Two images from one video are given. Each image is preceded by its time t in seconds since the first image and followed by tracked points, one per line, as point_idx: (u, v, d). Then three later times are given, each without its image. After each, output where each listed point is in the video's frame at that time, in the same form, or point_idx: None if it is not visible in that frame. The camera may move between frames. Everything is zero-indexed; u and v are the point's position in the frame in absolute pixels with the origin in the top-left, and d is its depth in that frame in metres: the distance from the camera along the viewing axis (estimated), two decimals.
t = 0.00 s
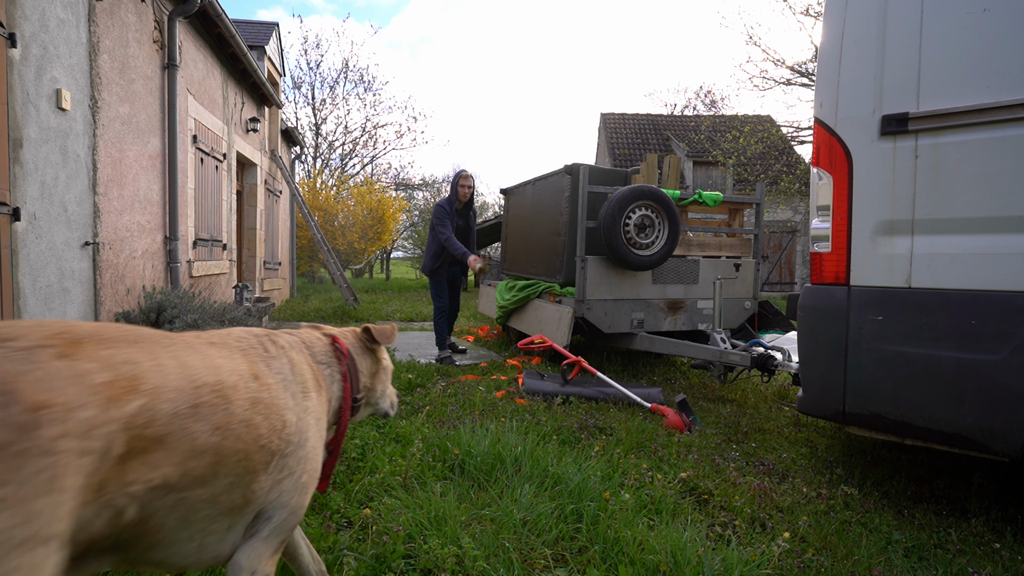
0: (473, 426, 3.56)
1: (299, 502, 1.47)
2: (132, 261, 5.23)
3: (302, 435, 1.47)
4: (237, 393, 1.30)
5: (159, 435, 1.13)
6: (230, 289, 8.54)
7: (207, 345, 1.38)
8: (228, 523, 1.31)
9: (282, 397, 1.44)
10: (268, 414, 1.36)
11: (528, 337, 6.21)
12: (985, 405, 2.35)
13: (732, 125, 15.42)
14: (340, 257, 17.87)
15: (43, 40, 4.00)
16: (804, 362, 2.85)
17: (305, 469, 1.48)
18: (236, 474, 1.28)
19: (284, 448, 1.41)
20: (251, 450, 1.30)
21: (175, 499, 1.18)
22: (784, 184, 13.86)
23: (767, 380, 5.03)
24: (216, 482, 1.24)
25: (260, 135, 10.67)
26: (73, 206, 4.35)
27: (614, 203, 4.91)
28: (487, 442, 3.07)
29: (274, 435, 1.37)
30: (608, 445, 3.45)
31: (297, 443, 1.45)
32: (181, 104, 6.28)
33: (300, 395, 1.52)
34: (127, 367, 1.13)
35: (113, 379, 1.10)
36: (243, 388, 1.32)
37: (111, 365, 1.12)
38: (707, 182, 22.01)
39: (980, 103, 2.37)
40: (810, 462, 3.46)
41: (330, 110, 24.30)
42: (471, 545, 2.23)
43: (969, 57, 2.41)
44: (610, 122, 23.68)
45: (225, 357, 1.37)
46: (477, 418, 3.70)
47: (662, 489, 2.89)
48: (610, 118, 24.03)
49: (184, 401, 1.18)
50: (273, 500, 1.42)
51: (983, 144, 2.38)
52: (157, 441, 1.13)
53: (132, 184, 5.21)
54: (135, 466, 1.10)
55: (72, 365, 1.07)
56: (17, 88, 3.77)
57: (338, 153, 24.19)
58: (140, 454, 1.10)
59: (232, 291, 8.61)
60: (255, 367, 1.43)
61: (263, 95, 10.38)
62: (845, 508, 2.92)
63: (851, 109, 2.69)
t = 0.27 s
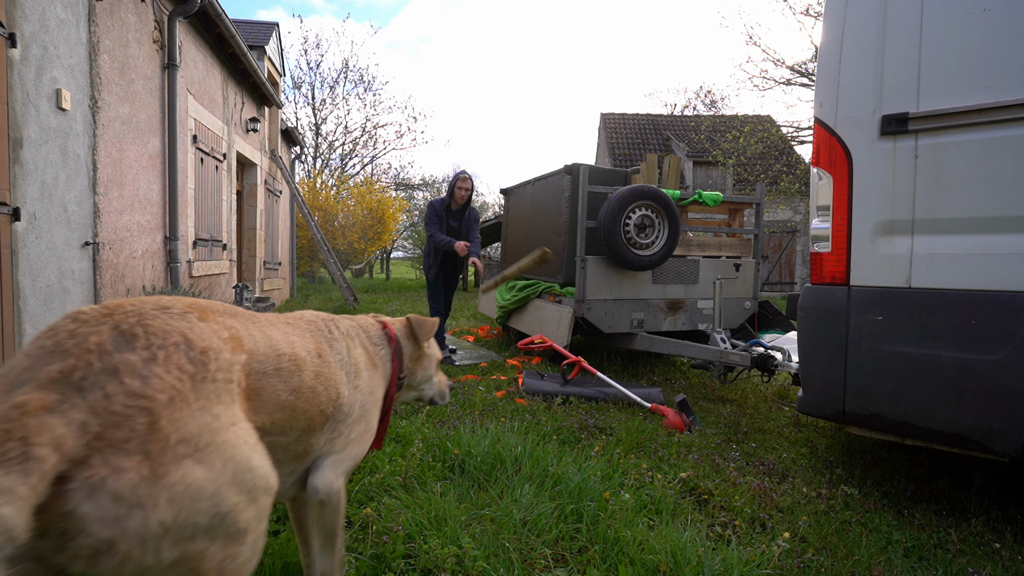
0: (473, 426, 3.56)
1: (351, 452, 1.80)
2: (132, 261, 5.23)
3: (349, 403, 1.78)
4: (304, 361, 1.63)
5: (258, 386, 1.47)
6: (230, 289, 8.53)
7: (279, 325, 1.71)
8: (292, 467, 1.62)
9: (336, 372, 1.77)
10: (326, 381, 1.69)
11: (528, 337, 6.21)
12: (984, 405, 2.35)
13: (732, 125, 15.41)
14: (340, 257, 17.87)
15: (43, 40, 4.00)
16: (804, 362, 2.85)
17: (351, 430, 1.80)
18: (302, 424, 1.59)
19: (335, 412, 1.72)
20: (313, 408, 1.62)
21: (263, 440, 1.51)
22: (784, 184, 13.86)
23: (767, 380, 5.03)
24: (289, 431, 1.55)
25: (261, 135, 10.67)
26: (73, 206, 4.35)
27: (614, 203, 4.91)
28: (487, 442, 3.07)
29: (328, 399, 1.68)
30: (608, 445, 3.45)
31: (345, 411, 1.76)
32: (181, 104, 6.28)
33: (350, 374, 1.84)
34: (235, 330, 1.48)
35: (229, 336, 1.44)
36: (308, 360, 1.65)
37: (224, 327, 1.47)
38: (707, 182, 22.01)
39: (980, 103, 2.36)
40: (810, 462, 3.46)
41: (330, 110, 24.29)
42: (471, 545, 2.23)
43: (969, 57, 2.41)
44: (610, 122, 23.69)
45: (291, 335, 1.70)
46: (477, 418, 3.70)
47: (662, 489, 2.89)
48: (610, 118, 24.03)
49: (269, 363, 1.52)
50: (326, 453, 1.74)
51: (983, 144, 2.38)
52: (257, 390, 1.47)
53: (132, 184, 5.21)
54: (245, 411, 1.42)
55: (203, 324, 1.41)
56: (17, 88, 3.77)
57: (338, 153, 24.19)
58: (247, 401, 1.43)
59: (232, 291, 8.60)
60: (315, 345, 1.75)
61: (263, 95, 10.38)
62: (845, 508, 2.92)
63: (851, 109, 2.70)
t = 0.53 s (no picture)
0: (473, 426, 3.56)
1: (407, 424, 1.98)
2: (132, 261, 5.23)
3: (395, 379, 1.97)
4: (352, 346, 1.83)
5: (311, 374, 1.69)
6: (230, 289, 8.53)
7: (331, 313, 1.91)
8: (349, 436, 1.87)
9: (380, 350, 1.94)
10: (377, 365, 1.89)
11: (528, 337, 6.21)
12: (984, 405, 2.35)
13: (732, 125, 15.41)
14: (340, 257, 17.87)
15: (43, 40, 4.00)
16: (804, 362, 2.86)
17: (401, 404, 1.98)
18: (352, 401, 1.82)
19: (382, 388, 1.91)
20: (361, 387, 1.83)
21: (321, 416, 1.76)
22: (784, 184, 13.85)
23: (767, 380, 5.03)
24: (344, 405, 1.79)
25: (260, 135, 10.67)
26: (73, 206, 4.35)
27: (614, 203, 4.91)
28: (487, 442, 3.07)
29: (376, 377, 1.88)
30: (608, 445, 3.45)
31: (392, 389, 1.95)
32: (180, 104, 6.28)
33: (394, 352, 2.00)
34: (290, 330, 1.68)
35: (285, 339, 1.64)
36: (356, 344, 1.85)
37: (281, 329, 1.67)
38: (707, 182, 22.02)
39: (979, 103, 2.37)
40: (810, 462, 3.46)
41: (330, 110, 24.29)
42: (470, 544, 2.21)
43: (969, 56, 2.41)
44: (610, 122, 23.69)
45: (340, 321, 1.90)
46: (477, 418, 3.70)
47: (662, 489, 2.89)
48: (610, 118, 24.03)
49: (325, 353, 1.74)
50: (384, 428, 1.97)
51: (983, 144, 2.38)
52: (313, 378, 1.69)
53: (132, 184, 5.21)
54: (302, 393, 1.66)
55: (261, 329, 1.61)
56: (17, 88, 3.78)
57: (338, 153, 24.18)
58: (303, 387, 1.66)
59: (232, 291, 8.60)
60: (362, 329, 1.94)
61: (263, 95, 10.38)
62: (845, 508, 2.92)
63: (851, 109, 2.70)
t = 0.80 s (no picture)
0: (473, 426, 3.57)
1: (447, 428, 2.15)
2: (132, 261, 5.23)
3: (436, 384, 2.12)
4: (394, 351, 1.96)
5: (351, 375, 1.82)
6: (230, 289, 8.52)
7: (375, 318, 2.04)
8: (396, 435, 2.02)
9: (423, 357, 2.09)
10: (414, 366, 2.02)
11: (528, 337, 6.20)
12: (984, 405, 2.35)
13: (732, 125, 15.42)
14: (340, 257, 17.86)
15: (43, 40, 4.00)
16: (804, 362, 2.86)
17: (442, 408, 2.14)
18: (392, 402, 1.95)
19: (424, 391, 2.06)
20: (402, 389, 1.97)
21: (363, 414, 1.89)
22: (784, 184, 13.85)
23: (767, 380, 5.03)
24: (385, 405, 1.93)
25: (260, 135, 10.67)
26: (73, 206, 4.35)
27: (614, 203, 4.91)
28: (487, 442, 3.07)
29: (418, 380, 2.02)
30: (608, 445, 3.45)
31: (431, 387, 2.09)
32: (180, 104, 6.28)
33: (436, 360, 2.15)
34: (330, 334, 1.78)
35: (325, 342, 1.74)
36: (399, 349, 1.98)
37: (321, 333, 1.77)
38: (707, 182, 22.02)
39: (979, 103, 2.37)
40: (810, 462, 3.46)
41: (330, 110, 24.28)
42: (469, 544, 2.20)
43: (968, 57, 2.41)
44: (610, 122, 23.68)
45: (384, 327, 2.03)
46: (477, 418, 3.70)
47: (662, 490, 2.89)
48: (610, 118, 24.03)
49: (366, 353, 1.87)
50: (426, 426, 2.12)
51: (983, 144, 2.38)
52: (354, 378, 1.82)
53: (132, 184, 5.21)
54: (342, 393, 1.79)
55: (300, 333, 1.71)
56: (17, 88, 3.78)
57: (338, 153, 24.17)
58: (343, 387, 1.79)
59: (232, 291, 8.60)
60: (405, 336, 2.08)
61: (263, 95, 10.38)
62: (845, 508, 2.92)
63: (851, 109, 2.70)
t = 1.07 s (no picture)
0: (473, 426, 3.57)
1: (467, 419, 2.33)
2: (132, 261, 5.23)
3: (458, 375, 2.30)
4: (415, 341, 2.15)
5: (372, 361, 2.01)
6: (230, 289, 8.52)
7: (399, 310, 2.25)
8: (421, 422, 2.21)
9: (448, 350, 2.29)
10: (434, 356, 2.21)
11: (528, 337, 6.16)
12: (985, 405, 2.35)
13: (732, 125, 15.41)
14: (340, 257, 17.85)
15: (43, 40, 4.00)
16: (804, 362, 2.85)
17: (464, 398, 2.32)
18: (415, 390, 2.14)
19: (447, 381, 2.24)
20: (425, 376, 2.15)
21: (388, 400, 2.09)
22: (784, 184, 13.84)
23: (767, 380, 5.03)
24: (408, 392, 2.12)
25: (260, 135, 10.66)
26: (73, 206, 4.35)
27: (614, 203, 4.91)
28: (488, 442, 3.07)
29: (440, 369, 2.21)
30: (608, 445, 3.45)
31: (453, 376, 2.27)
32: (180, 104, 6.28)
33: (459, 351, 2.36)
34: (352, 320, 1.99)
35: (346, 328, 1.95)
36: (420, 338, 2.18)
37: (342, 319, 1.97)
38: (707, 182, 22.02)
39: (980, 103, 2.36)
40: (810, 462, 3.45)
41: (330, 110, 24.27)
42: (469, 545, 2.22)
43: (968, 57, 2.41)
44: (610, 122, 23.67)
45: (408, 319, 2.23)
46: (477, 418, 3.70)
47: (662, 490, 2.89)
48: (610, 118, 24.02)
49: (388, 342, 2.07)
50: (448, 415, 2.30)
51: (984, 144, 2.38)
52: (377, 364, 2.02)
53: (132, 184, 5.21)
54: (363, 376, 1.98)
55: (323, 318, 1.92)
56: (17, 88, 3.78)
57: (338, 153, 24.16)
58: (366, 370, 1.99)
59: (232, 291, 8.59)
60: (428, 328, 2.28)
61: (263, 95, 10.38)
62: (845, 508, 2.92)
63: (851, 109, 2.70)
